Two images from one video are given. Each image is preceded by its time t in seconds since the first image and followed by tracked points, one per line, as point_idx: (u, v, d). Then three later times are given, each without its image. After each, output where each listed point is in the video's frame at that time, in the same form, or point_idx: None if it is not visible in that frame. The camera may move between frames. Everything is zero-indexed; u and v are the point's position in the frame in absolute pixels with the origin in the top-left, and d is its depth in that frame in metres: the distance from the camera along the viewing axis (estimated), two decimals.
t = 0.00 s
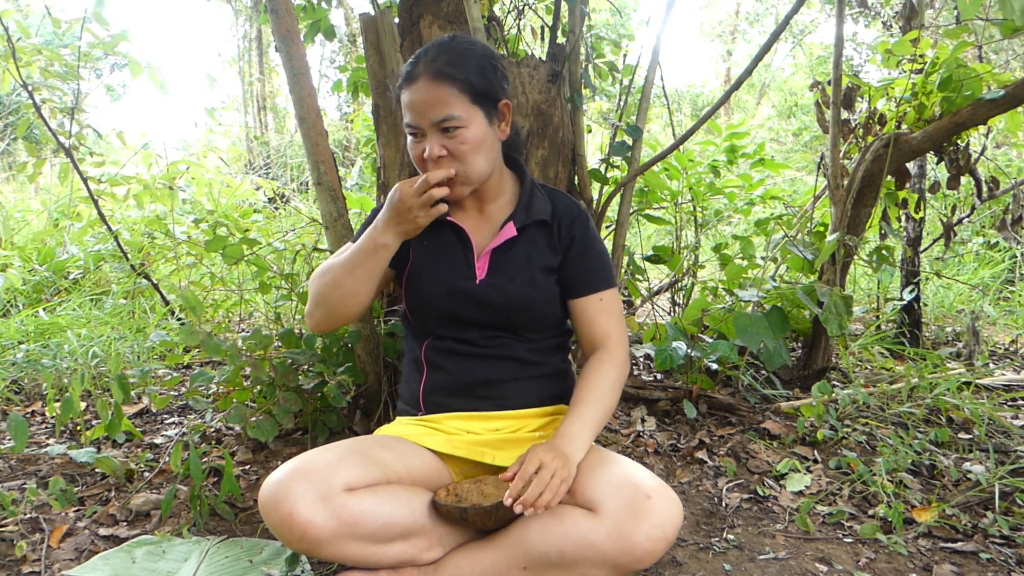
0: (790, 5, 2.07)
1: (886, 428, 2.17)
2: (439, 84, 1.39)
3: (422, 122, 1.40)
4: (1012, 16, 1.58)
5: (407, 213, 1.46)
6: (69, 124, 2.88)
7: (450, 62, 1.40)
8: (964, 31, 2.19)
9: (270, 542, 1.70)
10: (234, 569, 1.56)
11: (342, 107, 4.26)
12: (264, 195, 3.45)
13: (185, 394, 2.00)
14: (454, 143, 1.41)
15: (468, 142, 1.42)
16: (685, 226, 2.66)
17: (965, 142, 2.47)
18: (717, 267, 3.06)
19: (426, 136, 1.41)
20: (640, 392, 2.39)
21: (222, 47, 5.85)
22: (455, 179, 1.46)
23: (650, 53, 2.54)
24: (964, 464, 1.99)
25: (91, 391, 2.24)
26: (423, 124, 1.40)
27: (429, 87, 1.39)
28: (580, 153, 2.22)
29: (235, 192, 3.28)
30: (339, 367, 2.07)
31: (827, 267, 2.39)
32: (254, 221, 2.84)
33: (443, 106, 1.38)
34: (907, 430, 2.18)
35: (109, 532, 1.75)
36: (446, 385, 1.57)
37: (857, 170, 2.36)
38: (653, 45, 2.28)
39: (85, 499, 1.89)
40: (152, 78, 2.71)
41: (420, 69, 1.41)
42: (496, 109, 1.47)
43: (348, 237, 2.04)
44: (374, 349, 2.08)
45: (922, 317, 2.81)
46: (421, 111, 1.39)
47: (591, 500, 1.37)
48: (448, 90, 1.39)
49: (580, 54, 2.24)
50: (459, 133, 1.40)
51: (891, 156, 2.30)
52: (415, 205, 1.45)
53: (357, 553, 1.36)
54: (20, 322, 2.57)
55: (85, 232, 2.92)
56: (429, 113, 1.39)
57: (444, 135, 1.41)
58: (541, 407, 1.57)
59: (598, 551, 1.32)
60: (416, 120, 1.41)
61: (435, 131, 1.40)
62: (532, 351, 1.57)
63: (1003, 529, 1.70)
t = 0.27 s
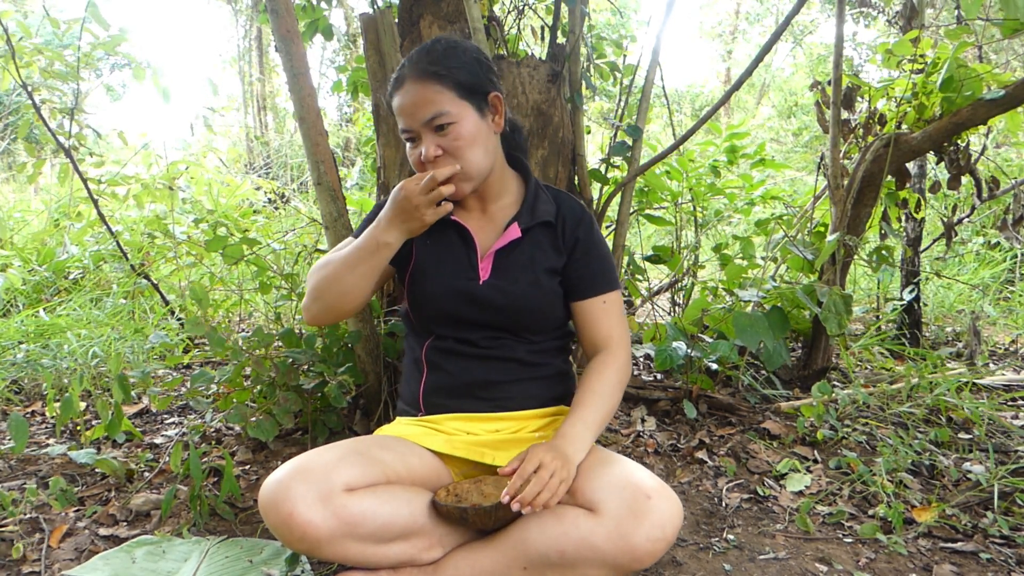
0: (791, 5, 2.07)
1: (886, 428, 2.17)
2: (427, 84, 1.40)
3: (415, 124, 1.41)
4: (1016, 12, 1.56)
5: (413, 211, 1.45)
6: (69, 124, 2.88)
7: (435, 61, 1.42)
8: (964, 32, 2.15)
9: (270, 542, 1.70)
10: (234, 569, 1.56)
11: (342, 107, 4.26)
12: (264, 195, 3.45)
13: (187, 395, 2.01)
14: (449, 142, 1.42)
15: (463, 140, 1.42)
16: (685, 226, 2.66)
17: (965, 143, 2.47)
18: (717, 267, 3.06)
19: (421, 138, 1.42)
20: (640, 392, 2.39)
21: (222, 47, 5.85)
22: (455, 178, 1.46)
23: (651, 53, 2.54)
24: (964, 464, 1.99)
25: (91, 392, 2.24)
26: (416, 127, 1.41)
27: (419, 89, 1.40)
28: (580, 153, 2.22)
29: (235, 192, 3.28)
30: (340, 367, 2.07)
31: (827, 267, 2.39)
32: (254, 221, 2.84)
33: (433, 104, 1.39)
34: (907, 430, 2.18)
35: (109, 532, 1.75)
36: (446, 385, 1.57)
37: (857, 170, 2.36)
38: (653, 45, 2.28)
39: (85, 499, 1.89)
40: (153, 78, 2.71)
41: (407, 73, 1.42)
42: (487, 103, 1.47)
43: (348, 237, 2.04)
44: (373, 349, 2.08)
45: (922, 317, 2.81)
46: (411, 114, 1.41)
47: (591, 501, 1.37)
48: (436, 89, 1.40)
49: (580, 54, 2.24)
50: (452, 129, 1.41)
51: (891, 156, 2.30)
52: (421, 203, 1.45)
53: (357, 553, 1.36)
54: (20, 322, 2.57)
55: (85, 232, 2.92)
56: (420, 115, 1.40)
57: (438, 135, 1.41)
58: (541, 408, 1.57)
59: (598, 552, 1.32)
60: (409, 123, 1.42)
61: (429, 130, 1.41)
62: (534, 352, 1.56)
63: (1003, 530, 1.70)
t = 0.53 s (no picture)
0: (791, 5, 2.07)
1: (886, 428, 2.17)
2: (426, 86, 1.40)
3: (415, 126, 1.40)
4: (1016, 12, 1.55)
5: (407, 215, 1.46)
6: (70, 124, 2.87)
7: (432, 64, 1.41)
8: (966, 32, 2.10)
9: (270, 542, 1.70)
10: (234, 569, 1.56)
11: (342, 107, 4.26)
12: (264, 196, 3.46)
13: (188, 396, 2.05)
14: (450, 143, 1.41)
15: (464, 141, 1.42)
16: (685, 226, 2.66)
17: (966, 143, 2.47)
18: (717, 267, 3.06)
19: (421, 141, 1.42)
20: (640, 392, 2.39)
21: (222, 46, 5.85)
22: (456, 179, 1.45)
23: (651, 52, 2.54)
24: (964, 464, 1.99)
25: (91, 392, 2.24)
26: (416, 129, 1.40)
27: (418, 92, 1.40)
28: (580, 153, 2.22)
29: (235, 192, 3.28)
30: (340, 367, 2.07)
31: (827, 267, 2.39)
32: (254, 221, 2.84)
33: (433, 106, 1.39)
34: (907, 430, 2.18)
35: (109, 532, 1.75)
36: (446, 385, 1.57)
37: (857, 170, 2.36)
38: (653, 45, 2.28)
39: (85, 499, 1.89)
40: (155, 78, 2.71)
41: (404, 75, 1.42)
42: (486, 104, 1.47)
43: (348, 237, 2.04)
44: (374, 348, 2.08)
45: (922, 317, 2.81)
46: (411, 116, 1.40)
47: (591, 500, 1.37)
48: (437, 91, 1.40)
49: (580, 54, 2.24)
50: (452, 131, 1.41)
51: (891, 157, 2.30)
52: (415, 209, 1.45)
53: (357, 553, 1.36)
54: (20, 322, 2.57)
55: (85, 232, 2.92)
56: (421, 117, 1.39)
57: (439, 136, 1.41)
58: (541, 408, 1.57)
59: (598, 551, 1.32)
60: (408, 126, 1.41)
61: (429, 133, 1.40)
62: (534, 353, 1.57)
63: (1003, 530, 1.70)
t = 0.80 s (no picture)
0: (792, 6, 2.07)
1: (886, 428, 2.17)
2: (448, 73, 1.42)
3: (431, 110, 1.41)
4: (1016, 15, 1.55)
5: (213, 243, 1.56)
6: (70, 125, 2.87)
7: (462, 52, 1.44)
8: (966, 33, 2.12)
9: (270, 541, 1.70)
10: (234, 569, 1.56)
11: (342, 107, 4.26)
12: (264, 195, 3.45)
13: (187, 395, 2.02)
14: (461, 133, 1.42)
15: (475, 133, 1.43)
16: (685, 226, 2.66)
17: (966, 142, 2.47)
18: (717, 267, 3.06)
19: (433, 125, 1.43)
20: (640, 392, 2.39)
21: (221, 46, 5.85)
22: (461, 171, 1.46)
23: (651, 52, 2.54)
24: (964, 464, 1.99)
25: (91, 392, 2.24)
26: (431, 113, 1.42)
27: (438, 77, 1.42)
28: (580, 153, 2.22)
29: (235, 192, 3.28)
30: (340, 368, 2.07)
31: (827, 267, 2.39)
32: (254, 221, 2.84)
33: (454, 94, 1.41)
34: (907, 430, 2.18)
35: (110, 532, 1.75)
36: (445, 386, 1.57)
37: (857, 171, 2.36)
38: (653, 45, 2.28)
39: (85, 499, 1.89)
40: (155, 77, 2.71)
41: (431, 57, 1.43)
42: (504, 105, 1.49)
43: (348, 237, 2.04)
44: (374, 349, 2.08)
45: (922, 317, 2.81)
46: (429, 99, 1.41)
47: (590, 500, 1.37)
48: (457, 80, 1.42)
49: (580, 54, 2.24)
50: (466, 122, 1.42)
51: (891, 157, 2.30)
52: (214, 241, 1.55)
53: (356, 553, 1.36)
54: (20, 323, 2.57)
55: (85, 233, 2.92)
56: (438, 101, 1.41)
57: (452, 125, 1.42)
58: (540, 409, 1.57)
59: (597, 551, 1.32)
60: (425, 107, 1.42)
61: (443, 118, 1.42)
62: (533, 354, 1.56)
63: (1003, 530, 1.70)
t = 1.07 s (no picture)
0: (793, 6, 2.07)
1: (886, 428, 2.17)
2: (466, 66, 1.43)
3: (447, 100, 1.42)
4: (1016, 15, 1.54)
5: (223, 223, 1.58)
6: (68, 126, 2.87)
7: (481, 48, 1.45)
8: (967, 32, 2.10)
9: (270, 542, 1.70)
10: (234, 569, 1.56)
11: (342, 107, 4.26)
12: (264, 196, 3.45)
13: (188, 396, 2.04)
14: (473, 127, 1.43)
15: (487, 128, 1.44)
16: (685, 226, 2.66)
17: (966, 142, 2.46)
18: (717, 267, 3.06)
19: (445, 116, 1.43)
20: (640, 392, 2.39)
21: (221, 46, 5.85)
22: (467, 165, 1.45)
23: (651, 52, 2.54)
24: (964, 464, 1.99)
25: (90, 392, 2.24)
26: (446, 103, 1.42)
27: (456, 69, 1.42)
28: (580, 152, 2.22)
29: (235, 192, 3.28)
30: (340, 367, 2.07)
31: (827, 267, 2.39)
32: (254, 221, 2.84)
33: (470, 87, 1.42)
34: (908, 430, 2.18)
35: (109, 532, 1.75)
36: (444, 387, 1.57)
37: (857, 171, 2.36)
38: (653, 45, 2.27)
39: (85, 499, 1.89)
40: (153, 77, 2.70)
41: (449, 48, 1.44)
42: (515, 109, 1.52)
43: (348, 237, 2.03)
44: (374, 349, 2.08)
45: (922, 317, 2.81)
46: (447, 89, 1.42)
47: (590, 501, 1.37)
48: (475, 74, 1.43)
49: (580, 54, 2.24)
50: (479, 117, 1.43)
51: (891, 157, 2.30)
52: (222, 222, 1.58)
53: (356, 553, 1.36)
54: (20, 323, 2.57)
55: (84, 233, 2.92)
56: (454, 92, 1.42)
57: (465, 117, 1.43)
58: (540, 409, 1.57)
59: (597, 551, 1.32)
60: (439, 97, 1.42)
61: (456, 110, 1.42)
62: (531, 354, 1.56)
63: (1003, 530, 1.70)
